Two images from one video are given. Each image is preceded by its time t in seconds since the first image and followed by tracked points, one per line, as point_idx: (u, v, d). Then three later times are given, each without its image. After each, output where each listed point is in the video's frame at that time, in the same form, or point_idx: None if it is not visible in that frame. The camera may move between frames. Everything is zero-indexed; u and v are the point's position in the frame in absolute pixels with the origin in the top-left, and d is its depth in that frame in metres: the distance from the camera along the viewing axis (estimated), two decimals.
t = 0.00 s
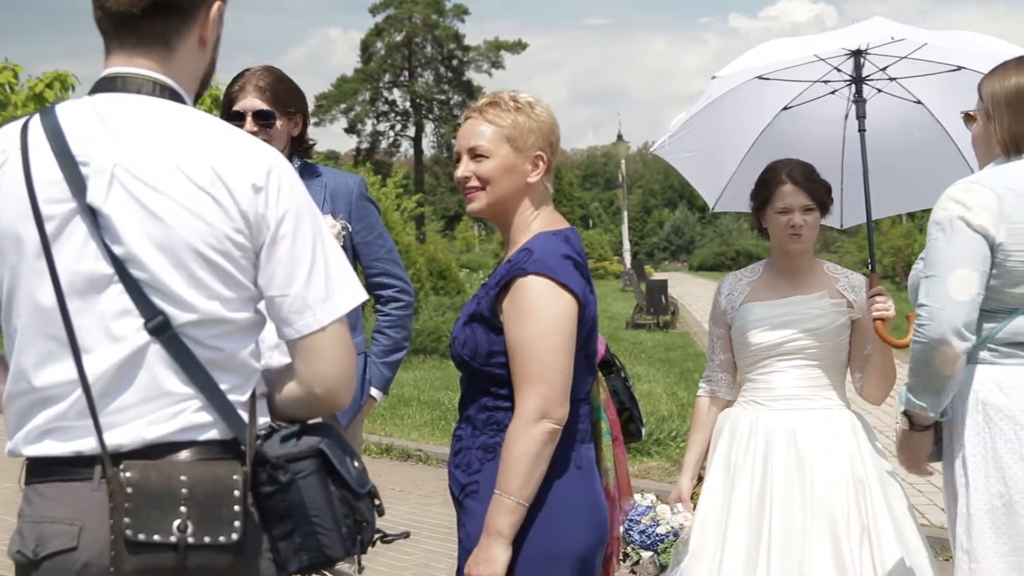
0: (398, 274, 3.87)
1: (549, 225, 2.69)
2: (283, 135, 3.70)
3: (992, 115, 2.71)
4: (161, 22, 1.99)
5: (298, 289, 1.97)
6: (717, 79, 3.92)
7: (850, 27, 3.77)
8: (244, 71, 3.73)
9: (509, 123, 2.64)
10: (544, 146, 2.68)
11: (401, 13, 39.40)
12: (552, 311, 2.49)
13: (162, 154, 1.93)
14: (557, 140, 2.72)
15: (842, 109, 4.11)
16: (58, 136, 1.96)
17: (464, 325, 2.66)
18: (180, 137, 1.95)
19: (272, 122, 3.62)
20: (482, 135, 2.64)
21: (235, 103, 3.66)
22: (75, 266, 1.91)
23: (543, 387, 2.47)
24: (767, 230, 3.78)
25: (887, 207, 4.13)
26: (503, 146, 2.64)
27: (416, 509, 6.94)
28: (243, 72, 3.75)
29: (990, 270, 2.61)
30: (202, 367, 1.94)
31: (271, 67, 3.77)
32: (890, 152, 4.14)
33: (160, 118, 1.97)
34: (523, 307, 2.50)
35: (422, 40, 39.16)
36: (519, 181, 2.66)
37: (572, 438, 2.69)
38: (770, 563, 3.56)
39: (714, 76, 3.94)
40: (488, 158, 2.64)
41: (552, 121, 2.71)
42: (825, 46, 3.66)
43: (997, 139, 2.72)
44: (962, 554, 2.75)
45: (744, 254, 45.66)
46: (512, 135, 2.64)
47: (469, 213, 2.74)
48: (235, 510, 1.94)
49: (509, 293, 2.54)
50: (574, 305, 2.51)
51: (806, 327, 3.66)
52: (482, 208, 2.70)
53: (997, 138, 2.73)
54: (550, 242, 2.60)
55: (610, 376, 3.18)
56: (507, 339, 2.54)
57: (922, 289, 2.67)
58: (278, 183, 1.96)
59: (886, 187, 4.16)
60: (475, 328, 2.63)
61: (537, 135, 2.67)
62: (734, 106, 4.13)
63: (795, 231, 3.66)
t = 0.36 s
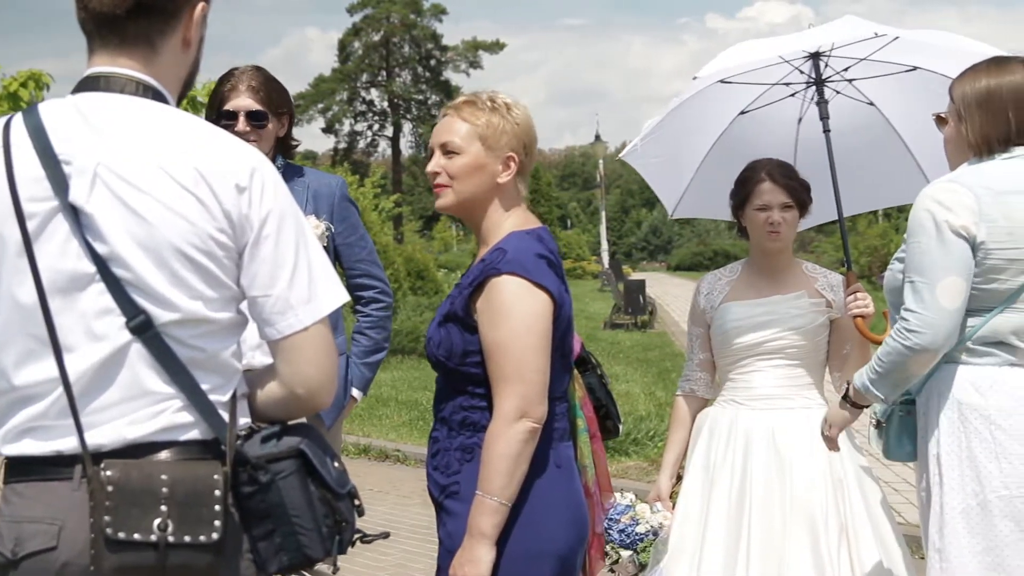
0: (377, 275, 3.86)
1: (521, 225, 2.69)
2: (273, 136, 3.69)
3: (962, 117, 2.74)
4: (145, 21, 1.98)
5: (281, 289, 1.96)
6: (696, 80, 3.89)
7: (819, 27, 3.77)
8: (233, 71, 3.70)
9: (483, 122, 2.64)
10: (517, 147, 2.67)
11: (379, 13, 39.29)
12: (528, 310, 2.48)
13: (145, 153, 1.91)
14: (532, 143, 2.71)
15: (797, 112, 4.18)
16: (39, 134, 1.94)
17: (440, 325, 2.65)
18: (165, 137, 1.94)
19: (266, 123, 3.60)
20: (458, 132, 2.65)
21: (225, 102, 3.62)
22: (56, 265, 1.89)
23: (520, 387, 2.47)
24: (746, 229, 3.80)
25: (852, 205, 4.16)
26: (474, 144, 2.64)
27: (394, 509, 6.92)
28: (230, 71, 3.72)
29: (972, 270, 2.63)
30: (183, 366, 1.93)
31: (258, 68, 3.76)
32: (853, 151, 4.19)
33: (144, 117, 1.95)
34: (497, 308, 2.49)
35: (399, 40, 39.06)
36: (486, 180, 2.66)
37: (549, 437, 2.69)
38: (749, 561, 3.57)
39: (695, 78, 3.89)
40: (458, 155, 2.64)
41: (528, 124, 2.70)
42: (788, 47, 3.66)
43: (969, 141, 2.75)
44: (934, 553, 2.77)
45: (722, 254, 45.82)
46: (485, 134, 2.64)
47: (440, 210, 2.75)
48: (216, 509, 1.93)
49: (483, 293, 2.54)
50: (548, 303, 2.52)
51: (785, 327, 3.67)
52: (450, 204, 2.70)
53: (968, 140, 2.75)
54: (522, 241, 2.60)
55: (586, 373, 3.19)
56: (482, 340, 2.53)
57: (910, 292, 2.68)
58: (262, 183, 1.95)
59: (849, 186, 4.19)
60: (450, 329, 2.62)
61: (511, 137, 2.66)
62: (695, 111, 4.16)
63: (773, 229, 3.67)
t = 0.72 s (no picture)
0: (363, 276, 3.87)
1: (510, 225, 2.71)
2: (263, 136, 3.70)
3: (939, 119, 2.78)
4: (131, 21, 1.98)
5: (270, 288, 1.97)
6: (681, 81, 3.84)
7: (781, 31, 3.83)
8: (223, 71, 3.71)
9: (466, 122, 2.66)
10: (502, 144, 2.69)
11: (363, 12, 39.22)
12: (516, 309, 2.50)
13: (134, 153, 1.92)
14: (515, 138, 2.73)
15: (751, 115, 4.21)
16: (26, 133, 1.94)
17: (428, 321, 2.67)
18: (154, 137, 1.94)
19: (256, 122, 3.61)
20: (441, 134, 2.66)
21: (216, 101, 3.63)
22: (44, 264, 1.89)
23: (506, 387, 2.48)
24: (730, 229, 3.83)
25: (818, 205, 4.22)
26: (461, 146, 2.65)
27: (379, 510, 6.92)
28: (220, 71, 3.73)
29: (953, 272, 2.66)
30: (173, 365, 1.93)
31: (248, 69, 3.77)
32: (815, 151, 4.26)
33: (132, 117, 1.96)
34: (484, 307, 2.51)
35: (383, 39, 38.99)
36: (475, 180, 2.68)
37: (534, 437, 2.71)
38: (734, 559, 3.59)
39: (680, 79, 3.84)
40: (445, 156, 2.65)
41: (510, 121, 2.71)
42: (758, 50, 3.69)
43: (946, 143, 2.78)
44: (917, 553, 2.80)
45: (706, 254, 45.92)
46: (469, 134, 2.66)
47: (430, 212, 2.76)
48: (204, 507, 1.94)
49: (470, 292, 2.55)
50: (537, 302, 2.53)
51: (768, 326, 3.70)
52: (439, 205, 2.72)
53: (945, 142, 2.79)
54: (511, 241, 2.61)
55: (572, 376, 3.22)
56: (469, 339, 2.55)
57: (891, 295, 2.72)
58: (251, 183, 1.96)
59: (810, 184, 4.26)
60: (436, 326, 2.64)
61: (494, 135, 2.68)
62: (655, 121, 4.14)
63: (757, 226, 3.69)
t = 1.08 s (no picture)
0: (345, 275, 3.86)
1: (490, 224, 2.72)
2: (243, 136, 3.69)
3: (913, 120, 2.81)
4: (105, 21, 1.98)
5: (247, 289, 1.97)
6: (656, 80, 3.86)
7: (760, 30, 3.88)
8: (203, 70, 3.71)
9: (445, 122, 2.67)
10: (482, 144, 2.70)
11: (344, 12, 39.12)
12: (494, 308, 2.51)
13: (109, 155, 1.92)
14: (497, 138, 2.74)
15: (735, 113, 4.25)
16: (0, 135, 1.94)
17: (406, 321, 2.67)
18: (129, 138, 1.94)
19: (236, 120, 3.61)
20: (421, 134, 2.67)
21: (196, 100, 3.62)
22: (18, 267, 1.89)
23: (484, 384, 2.49)
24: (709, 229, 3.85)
25: (799, 202, 4.24)
26: (439, 145, 2.66)
27: (360, 510, 6.91)
28: (200, 70, 3.73)
29: (929, 275, 2.69)
30: (149, 367, 1.94)
31: (228, 68, 3.77)
32: (801, 150, 4.27)
33: (107, 118, 1.96)
34: (464, 305, 2.52)
35: (364, 39, 38.90)
36: (453, 178, 2.68)
37: (515, 435, 2.72)
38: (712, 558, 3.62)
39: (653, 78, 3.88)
40: (425, 156, 2.66)
41: (491, 121, 2.72)
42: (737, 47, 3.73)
43: (921, 144, 2.81)
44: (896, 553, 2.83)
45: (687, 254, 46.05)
46: (449, 134, 2.66)
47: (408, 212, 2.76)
48: (182, 508, 1.95)
49: (450, 290, 2.56)
50: (515, 301, 2.54)
51: (746, 326, 3.73)
52: (419, 205, 2.72)
53: (920, 143, 2.81)
54: (491, 240, 2.62)
55: (554, 376, 3.23)
56: (448, 337, 2.56)
57: (865, 299, 2.75)
58: (227, 183, 1.96)
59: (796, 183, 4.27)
60: (416, 324, 2.64)
61: (474, 134, 2.69)
62: (638, 116, 4.19)
63: (738, 229, 3.72)
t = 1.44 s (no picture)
0: (328, 276, 3.85)
1: (468, 224, 2.73)
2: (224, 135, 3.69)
3: (894, 120, 2.83)
4: (80, 20, 1.98)
5: (227, 288, 1.97)
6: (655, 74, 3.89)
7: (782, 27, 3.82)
8: (183, 70, 3.70)
9: (428, 122, 2.67)
10: (464, 146, 2.70)
11: (327, 12, 39.04)
12: (474, 308, 2.51)
13: (88, 155, 1.92)
14: (480, 140, 2.75)
15: (750, 108, 4.25)
16: None
17: (386, 322, 2.68)
18: (108, 138, 1.94)
19: (217, 120, 3.61)
20: (404, 132, 2.67)
21: (177, 100, 3.62)
22: None
23: (465, 385, 2.50)
24: (689, 228, 3.87)
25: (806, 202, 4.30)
26: (421, 144, 2.67)
27: (343, 510, 6.91)
28: (181, 71, 3.72)
29: (908, 277, 2.72)
30: (130, 367, 1.94)
31: (208, 69, 3.77)
32: (811, 152, 4.30)
33: (86, 118, 1.96)
34: (444, 306, 2.52)
35: (347, 39, 38.80)
36: (433, 178, 2.69)
37: (495, 435, 2.73)
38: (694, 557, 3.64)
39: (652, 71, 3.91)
40: (405, 155, 2.67)
41: (475, 122, 2.73)
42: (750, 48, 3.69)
43: (902, 144, 2.84)
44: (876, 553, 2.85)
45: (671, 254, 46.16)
46: (431, 134, 2.67)
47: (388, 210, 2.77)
48: (164, 507, 1.94)
49: (430, 291, 2.57)
50: (495, 302, 2.55)
51: (726, 327, 3.74)
52: (398, 202, 2.73)
53: (901, 143, 2.84)
54: (470, 241, 2.63)
55: (535, 375, 3.23)
56: (429, 337, 2.56)
57: (844, 299, 2.78)
58: (206, 183, 1.96)
59: (803, 183, 4.31)
60: (396, 326, 2.65)
61: (458, 135, 2.69)
62: (644, 106, 4.23)
63: (720, 230, 3.73)
